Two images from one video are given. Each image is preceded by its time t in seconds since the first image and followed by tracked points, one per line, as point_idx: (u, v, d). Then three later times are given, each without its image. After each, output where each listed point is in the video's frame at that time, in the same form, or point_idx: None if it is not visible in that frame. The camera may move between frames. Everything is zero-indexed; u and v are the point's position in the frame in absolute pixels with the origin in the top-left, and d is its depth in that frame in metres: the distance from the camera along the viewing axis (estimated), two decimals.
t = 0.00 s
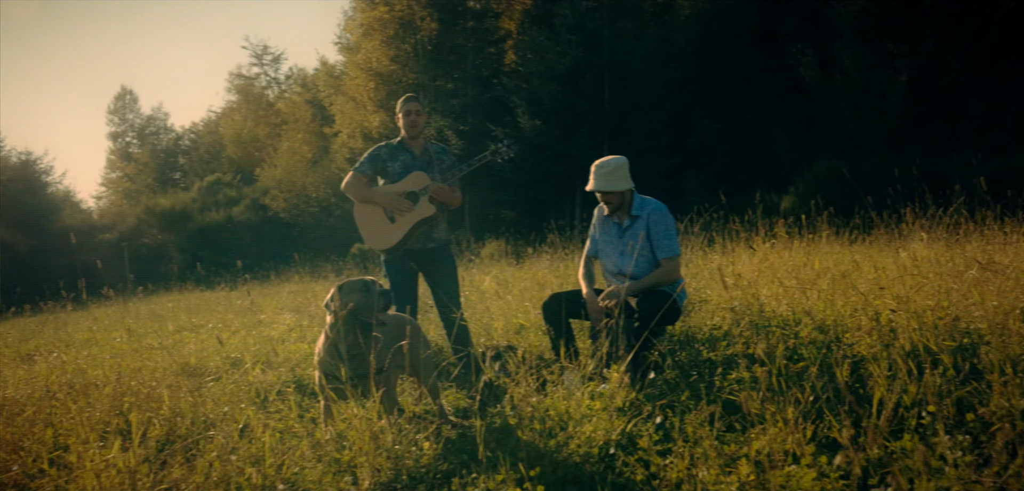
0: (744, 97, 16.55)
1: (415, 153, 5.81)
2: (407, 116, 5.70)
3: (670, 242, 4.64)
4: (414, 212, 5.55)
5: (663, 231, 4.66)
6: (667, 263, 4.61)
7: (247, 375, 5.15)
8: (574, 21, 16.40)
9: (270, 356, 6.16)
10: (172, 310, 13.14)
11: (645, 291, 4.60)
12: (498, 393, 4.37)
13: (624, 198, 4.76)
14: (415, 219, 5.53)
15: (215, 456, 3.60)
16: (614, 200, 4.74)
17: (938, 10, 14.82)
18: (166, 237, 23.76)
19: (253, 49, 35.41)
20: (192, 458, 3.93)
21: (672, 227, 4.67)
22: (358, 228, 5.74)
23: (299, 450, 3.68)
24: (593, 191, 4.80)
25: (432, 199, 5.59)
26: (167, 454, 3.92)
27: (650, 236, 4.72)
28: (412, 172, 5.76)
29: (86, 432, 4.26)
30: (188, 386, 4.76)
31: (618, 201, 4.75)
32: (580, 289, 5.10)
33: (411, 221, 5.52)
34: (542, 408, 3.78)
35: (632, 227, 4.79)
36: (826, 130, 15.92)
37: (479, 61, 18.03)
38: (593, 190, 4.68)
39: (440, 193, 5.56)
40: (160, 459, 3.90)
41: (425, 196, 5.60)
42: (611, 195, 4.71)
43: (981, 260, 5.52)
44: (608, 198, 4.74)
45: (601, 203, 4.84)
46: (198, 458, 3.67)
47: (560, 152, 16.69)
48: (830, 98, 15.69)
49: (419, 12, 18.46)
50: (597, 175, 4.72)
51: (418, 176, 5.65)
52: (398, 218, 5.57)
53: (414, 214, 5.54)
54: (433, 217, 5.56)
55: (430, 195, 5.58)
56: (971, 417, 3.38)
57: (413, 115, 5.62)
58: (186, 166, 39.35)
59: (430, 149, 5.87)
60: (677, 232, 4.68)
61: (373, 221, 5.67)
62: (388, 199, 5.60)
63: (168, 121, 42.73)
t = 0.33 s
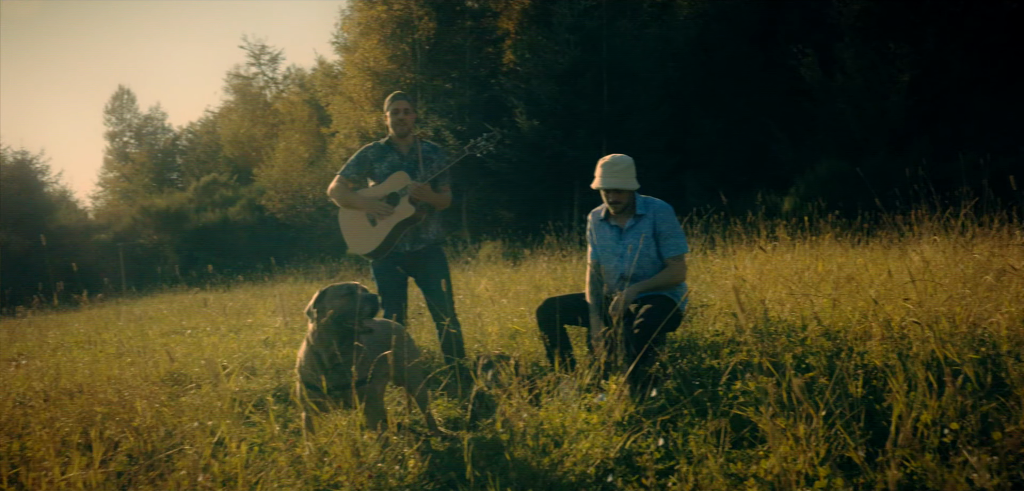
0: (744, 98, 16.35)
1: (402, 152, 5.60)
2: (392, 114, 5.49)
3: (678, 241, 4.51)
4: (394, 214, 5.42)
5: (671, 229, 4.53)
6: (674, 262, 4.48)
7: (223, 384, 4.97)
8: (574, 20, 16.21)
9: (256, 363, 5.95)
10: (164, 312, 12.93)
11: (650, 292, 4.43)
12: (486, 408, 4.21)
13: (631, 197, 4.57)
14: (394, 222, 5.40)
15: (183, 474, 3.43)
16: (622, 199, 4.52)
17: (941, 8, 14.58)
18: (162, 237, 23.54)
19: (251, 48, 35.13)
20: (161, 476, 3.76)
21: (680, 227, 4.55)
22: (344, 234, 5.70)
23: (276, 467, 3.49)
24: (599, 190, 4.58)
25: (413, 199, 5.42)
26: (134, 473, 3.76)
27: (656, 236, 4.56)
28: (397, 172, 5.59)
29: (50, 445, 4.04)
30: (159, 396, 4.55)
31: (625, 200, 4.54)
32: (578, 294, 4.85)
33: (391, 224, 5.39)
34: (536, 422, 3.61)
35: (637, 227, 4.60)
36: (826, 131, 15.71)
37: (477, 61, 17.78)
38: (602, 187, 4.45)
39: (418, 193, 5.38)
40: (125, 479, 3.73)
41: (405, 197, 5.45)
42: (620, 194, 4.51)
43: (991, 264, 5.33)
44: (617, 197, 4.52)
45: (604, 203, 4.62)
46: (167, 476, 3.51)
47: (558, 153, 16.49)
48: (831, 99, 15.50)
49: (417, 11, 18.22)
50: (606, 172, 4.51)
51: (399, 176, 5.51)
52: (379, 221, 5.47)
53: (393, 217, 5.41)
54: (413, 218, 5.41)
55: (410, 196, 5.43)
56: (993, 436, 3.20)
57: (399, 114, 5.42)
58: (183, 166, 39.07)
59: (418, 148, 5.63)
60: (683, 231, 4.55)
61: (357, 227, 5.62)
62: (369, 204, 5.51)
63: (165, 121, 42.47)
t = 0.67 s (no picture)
0: (747, 96, 16.13)
1: (396, 150, 5.38)
2: (387, 110, 5.27)
3: (685, 245, 4.28)
4: (385, 215, 5.23)
5: (678, 232, 4.29)
6: (680, 268, 4.26)
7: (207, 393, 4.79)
8: (574, 18, 16.06)
9: (248, 369, 5.76)
10: (160, 314, 12.73)
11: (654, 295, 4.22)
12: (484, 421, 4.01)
13: (637, 196, 4.36)
14: (385, 223, 5.22)
15: None
16: (628, 196, 4.33)
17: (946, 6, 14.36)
18: (160, 237, 23.34)
19: (250, 48, 34.86)
20: None
21: (687, 231, 4.32)
22: (335, 236, 5.50)
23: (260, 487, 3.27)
24: (604, 186, 4.39)
25: (404, 197, 5.21)
26: None
27: (662, 239, 4.34)
28: (391, 170, 5.37)
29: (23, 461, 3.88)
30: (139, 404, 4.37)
31: (631, 198, 4.34)
32: (579, 298, 4.63)
33: (382, 224, 5.21)
34: (537, 437, 3.40)
35: (642, 229, 4.38)
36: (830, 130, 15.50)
37: (477, 60, 17.57)
38: (608, 182, 4.26)
39: (409, 190, 5.16)
40: None
41: (397, 196, 5.24)
42: (626, 191, 4.31)
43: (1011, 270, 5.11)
44: (623, 194, 4.32)
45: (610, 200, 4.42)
46: None
47: (558, 152, 16.30)
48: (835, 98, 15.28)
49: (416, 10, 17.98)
50: (612, 168, 4.31)
51: (390, 174, 5.31)
52: (370, 223, 5.29)
53: (384, 218, 5.23)
54: (405, 216, 5.21)
55: (401, 194, 5.21)
56: None
57: (393, 110, 5.19)
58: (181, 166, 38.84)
59: (414, 146, 5.40)
60: (690, 236, 4.32)
61: (349, 228, 5.43)
62: (360, 204, 5.33)
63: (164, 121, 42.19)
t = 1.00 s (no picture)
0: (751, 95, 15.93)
1: (398, 146, 5.18)
2: (392, 105, 5.06)
3: (693, 247, 4.02)
4: (385, 211, 5.01)
5: (686, 231, 4.04)
6: (687, 269, 4.01)
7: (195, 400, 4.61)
8: (577, 16, 15.82)
9: (242, 375, 5.58)
10: (157, 315, 12.54)
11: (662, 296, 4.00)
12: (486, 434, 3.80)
13: (641, 188, 4.16)
14: (385, 219, 4.98)
15: None
16: (630, 187, 4.14)
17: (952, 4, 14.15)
18: (160, 237, 23.16)
19: (251, 48, 34.66)
20: None
21: (696, 230, 4.06)
22: (330, 233, 5.23)
23: None
24: (606, 175, 4.20)
25: (406, 193, 5.05)
26: None
27: (668, 238, 4.10)
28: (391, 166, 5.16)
29: None
30: (121, 412, 4.18)
31: (634, 190, 4.15)
32: (584, 301, 4.42)
33: (382, 220, 4.97)
34: (541, 456, 3.18)
35: (647, 226, 4.16)
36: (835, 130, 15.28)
37: (478, 59, 17.34)
38: (609, 170, 4.08)
39: (413, 185, 5.01)
40: None
41: (398, 191, 5.07)
42: (625, 180, 4.13)
43: None
44: (624, 184, 4.14)
45: (613, 193, 4.24)
46: None
47: (561, 151, 16.09)
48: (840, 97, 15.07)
49: (417, 8, 17.75)
50: (614, 156, 4.12)
51: (392, 169, 5.11)
52: (367, 219, 5.05)
53: (384, 214, 5.00)
54: (406, 212, 5.00)
55: (404, 190, 5.04)
56: None
57: (399, 106, 4.99)
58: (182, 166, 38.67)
59: (416, 143, 5.21)
60: (699, 235, 4.06)
61: (345, 224, 5.17)
62: (359, 200, 5.11)
63: (164, 121, 42.01)
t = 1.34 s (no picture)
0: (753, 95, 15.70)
1: (402, 144, 4.96)
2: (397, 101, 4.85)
3: (697, 238, 3.80)
4: (394, 210, 4.79)
5: (687, 223, 3.83)
6: (693, 265, 3.79)
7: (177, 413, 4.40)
8: (579, 15, 15.69)
9: (232, 381, 5.36)
10: (153, 316, 12.34)
11: (667, 300, 3.76)
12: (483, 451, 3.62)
13: (642, 179, 3.98)
14: (394, 218, 4.77)
15: None
16: (630, 175, 3.96)
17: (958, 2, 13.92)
18: (158, 237, 22.96)
19: (251, 47, 34.39)
20: None
21: (699, 223, 3.85)
22: (331, 232, 4.96)
23: None
24: (607, 163, 4.03)
25: (417, 192, 4.84)
26: None
27: (670, 233, 3.89)
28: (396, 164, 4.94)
29: None
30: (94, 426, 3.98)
31: (634, 180, 3.96)
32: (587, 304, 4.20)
33: (390, 221, 4.76)
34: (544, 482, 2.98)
35: (646, 219, 3.96)
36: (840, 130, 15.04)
37: (478, 58, 17.11)
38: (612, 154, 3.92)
39: (424, 185, 4.80)
40: None
41: (407, 191, 4.86)
42: (626, 169, 3.95)
43: None
44: (625, 172, 3.96)
45: (613, 186, 4.06)
46: None
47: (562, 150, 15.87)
48: (845, 97, 14.82)
49: (417, 6, 17.52)
50: (618, 144, 3.96)
51: (401, 167, 4.88)
52: (374, 218, 4.81)
53: (392, 213, 4.78)
54: (416, 213, 4.81)
55: (414, 189, 4.83)
56: None
57: (405, 101, 4.80)
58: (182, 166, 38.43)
59: (422, 142, 5.01)
60: (703, 229, 3.86)
61: (347, 223, 4.92)
62: (363, 198, 4.86)
63: (165, 121, 41.77)
